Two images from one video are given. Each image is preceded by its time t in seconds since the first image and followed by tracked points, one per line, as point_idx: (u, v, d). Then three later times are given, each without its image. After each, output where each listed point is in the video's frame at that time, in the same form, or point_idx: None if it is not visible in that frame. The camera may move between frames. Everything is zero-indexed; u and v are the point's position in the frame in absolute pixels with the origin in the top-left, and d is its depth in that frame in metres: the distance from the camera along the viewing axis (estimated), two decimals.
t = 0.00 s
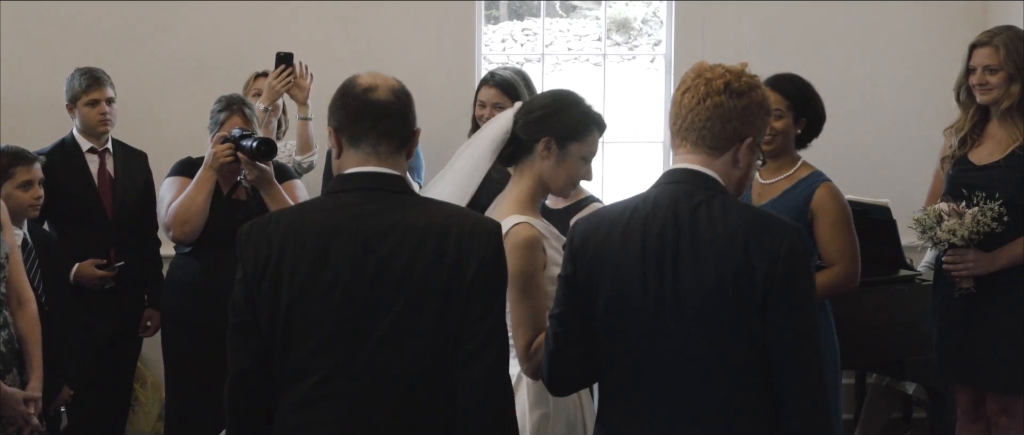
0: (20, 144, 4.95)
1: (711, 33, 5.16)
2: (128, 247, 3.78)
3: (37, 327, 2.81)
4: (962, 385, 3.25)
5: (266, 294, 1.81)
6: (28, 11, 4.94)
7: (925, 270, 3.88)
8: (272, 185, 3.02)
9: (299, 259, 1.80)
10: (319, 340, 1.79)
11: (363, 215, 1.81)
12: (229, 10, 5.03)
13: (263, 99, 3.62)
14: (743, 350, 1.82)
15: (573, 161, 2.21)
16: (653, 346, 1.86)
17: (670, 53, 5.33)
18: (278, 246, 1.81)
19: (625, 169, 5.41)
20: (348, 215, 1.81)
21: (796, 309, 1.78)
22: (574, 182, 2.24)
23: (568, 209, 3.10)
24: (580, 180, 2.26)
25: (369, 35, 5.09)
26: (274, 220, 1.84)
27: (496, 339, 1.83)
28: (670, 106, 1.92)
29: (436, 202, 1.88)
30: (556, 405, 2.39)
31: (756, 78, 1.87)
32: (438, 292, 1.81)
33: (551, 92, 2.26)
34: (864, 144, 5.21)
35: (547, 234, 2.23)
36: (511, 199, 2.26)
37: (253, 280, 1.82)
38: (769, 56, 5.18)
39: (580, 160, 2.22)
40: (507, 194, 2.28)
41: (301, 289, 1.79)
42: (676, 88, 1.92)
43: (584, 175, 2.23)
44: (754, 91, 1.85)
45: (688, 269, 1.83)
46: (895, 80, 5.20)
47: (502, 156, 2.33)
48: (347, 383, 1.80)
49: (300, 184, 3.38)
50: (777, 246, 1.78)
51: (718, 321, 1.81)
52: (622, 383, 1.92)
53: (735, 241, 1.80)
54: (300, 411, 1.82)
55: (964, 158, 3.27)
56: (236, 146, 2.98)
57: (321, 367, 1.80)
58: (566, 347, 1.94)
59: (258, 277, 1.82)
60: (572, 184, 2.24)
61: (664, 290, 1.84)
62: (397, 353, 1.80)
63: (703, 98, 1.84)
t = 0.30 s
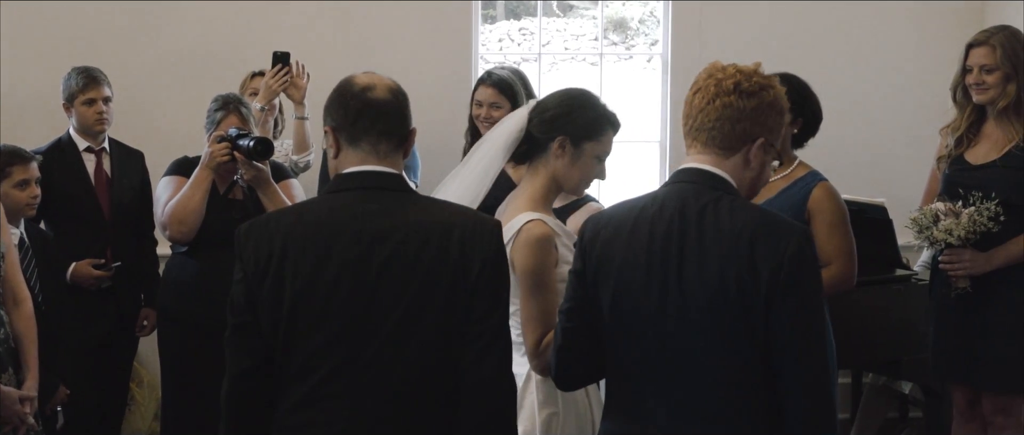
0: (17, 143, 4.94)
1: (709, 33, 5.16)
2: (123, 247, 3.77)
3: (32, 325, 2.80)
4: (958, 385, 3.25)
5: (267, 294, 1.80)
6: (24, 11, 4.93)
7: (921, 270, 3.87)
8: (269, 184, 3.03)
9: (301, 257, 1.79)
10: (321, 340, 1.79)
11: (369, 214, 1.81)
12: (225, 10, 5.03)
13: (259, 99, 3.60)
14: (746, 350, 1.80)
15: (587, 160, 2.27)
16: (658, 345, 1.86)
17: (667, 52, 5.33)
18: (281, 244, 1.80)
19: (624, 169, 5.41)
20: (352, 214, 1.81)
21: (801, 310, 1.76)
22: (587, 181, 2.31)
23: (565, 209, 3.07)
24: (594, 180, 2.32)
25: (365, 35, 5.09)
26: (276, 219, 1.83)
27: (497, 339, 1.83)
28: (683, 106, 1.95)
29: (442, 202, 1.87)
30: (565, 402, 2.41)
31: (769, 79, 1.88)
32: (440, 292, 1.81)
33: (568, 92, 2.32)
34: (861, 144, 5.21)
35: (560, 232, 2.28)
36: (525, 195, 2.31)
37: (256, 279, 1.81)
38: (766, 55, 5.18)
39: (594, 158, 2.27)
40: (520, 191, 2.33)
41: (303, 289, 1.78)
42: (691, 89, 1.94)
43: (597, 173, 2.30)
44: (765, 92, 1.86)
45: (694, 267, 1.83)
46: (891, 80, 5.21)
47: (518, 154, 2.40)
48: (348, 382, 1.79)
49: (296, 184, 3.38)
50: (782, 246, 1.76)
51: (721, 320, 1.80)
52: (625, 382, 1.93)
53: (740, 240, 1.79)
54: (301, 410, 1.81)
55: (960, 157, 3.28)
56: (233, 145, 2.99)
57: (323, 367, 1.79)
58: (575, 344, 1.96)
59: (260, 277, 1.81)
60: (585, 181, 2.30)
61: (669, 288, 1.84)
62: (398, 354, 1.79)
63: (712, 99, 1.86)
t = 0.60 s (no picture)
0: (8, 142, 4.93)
1: (700, 31, 5.17)
2: (114, 246, 3.76)
3: (22, 326, 2.83)
4: (950, 382, 3.26)
5: (263, 294, 1.77)
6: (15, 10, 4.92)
7: (913, 268, 3.88)
8: (261, 183, 3.03)
9: (298, 257, 1.76)
10: (317, 341, 1.77)
11: (368, 213, 1.79)
12: (216, 8, 5.02)
13: (250, 98, 3.58)
14: (743, 352, 1.78)
15: (594, 158, 2.29)
16: (658, 345, 1.84)
17: (658, 51, 5.33)
18: (276, 245, 1.77)
19: (622, 167, 5.39)
20: (350, 213, 1.79)
21: (800, 313, 1.73)
22: (593, 179, 2.33)
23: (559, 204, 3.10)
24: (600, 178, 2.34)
25: (356, 34, 5.08)
26: (269, 220, 1.79)
27: (491, 338, 1.84)
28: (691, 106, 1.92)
29: (439, 202, 1.87)
30: (567, 401, 2.41)
31: (776, 78, 1.84)
32: (436, 292, 1.80)
33: (574, 89, 2.32)
34: (852, 143, 5.22)
35: (565, 229, 2.29)
36: (531, 191, 2.33)
37: (250, 280, 1.77)
38: (757, 54, 5.18)
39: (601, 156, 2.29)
40: (526, 188, 2.35)
41: (301, 289, 1.76)
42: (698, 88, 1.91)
43: (604, 172, 2.32)
44: (771, 91, 1.82)
45: (694, 269, 1.81)
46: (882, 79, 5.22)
47: (525, 151, 2.42)
48: (345, 381, 1.78)
49: (287, 183, 3.37)
50: (782, 249, 1.74)
51: (721, 322, 1.78)
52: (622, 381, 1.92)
53: (741, 240, 1.77)
54: (296, 410, 1.79)
55: (951, 155, 3.29)
56: (224, 144, 2.98)
57: (319, 367, 1.77)
58: (579, 341, 1.97)
59: (257, 279, 1.77)
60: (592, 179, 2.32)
61: (668, 288, 1.82)
62: (392, 355, 1.78)
63: (716, 100, 1.83)
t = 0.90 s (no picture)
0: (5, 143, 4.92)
1: (697, 32, 5.17)
2: (112, 247, 3.76)
3: (20, 327, 2.85)
4: (946, 384, 3.27)
5: (262, 297, 1.75)
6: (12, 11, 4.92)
7: (910, 269, 3.88)
8: (258, 184, 3.03)
9: (300, 256, 1.75)
10: (316, 345, 1.76)
11: (370, 213, 1.79)
12: (213, 9, 5.02)
13: (248, 98, 3.59)
14: (746, 360, 1.70)
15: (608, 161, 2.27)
16: (658, 349, 1.78)
17: (656, 52, 5.32)
18: (276, 245, 1.76)
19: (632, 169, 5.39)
20: (353, 213, 1.79)
21: (804, 318, 1.64)
22: (606, 182, 2.31)
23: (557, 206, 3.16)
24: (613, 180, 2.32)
25: (354, 35, 5.08)
26: (271, 219, 1.78)
27: (490, 339, 1.85)
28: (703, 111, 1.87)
29: (435, 202, 1.87)
30: (578, 402, 2.42)
31: (788, 83, 1.79)
32: (435, 293, 1.80)
33: (588, 92, 2.30)
34: (849, 144, 5.23)
35: (578, 231, 2.31)
36: (544, 193, 2.32)
37: (250, 281, 1.75)
38: (754, 55, 5.19)
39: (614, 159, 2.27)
40: (539, 190, 2.34)
41: (300, 291, 1.75)
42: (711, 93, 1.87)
43: (617, 175, 2.30)
44: (782, 96, 1.77)
45: (697, 272, 1.74)
46: (880, 81, 5.22)
47: (539, 153, 2.40)
48: (345, 384, 1.77)
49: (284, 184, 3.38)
50: (787, 254, 1.65)
51: (724, 327, 1.71)
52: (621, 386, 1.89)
53: (745, 243, 1.69)
54: (293, 413, 1.79)
55: (948, 156, 3.30)
56: (221, 145, 2.98)
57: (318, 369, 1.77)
58: (593, 340, 1.92)
59: (256, 279, 1.75)
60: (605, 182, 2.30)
61: (671, 292, 1.76)
62: (391, 357, 1.78)
63: (726, 103, 1.78)
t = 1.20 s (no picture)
0: None
1: (685, 31, 5.18)
2: (99, 247, 3.74)
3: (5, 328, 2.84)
4: (932, 381, 3.29)
5: (249, 297, 1.74)
6: None
7: (896, 268, 3.90)
8: (246, 184, 3.02)
9: (287, 254, 1.74)
10: (303, 345, 1.75)
11: (357, 210, 1.78)
12: (199, 9, 5.01)
13: (235, 98, 3.58)
14: (739, 361, 1.69)
15: (611, 164, 2.27)
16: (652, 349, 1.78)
17: (643, 51, 5.32)
18: (263, 246, 1.74)
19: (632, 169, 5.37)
20: (343, 211, 1.77)
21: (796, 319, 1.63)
22: (608, 185, 2.30)
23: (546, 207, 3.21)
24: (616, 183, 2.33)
25: (341, 34, 5.07)
26: (257, 219, 1.77)
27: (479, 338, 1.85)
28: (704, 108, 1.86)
29: (423, 201, 1.87)
30: (579, 403, 2.40)
31: (789, 83, 1.78)
32: (421, 292, 1.80)
33: (592, 95, 2.31)
34: (836, 143, 5.24)
35: (579, 232, 2.29)
36: (545, 194, 2.32)
37: (238, 282, 1.74)
38: (742, 55, 5.20)
39: (617, 162, 2.27)
40: (540, 191, 2.34)
41: (287, 291, 1.74)
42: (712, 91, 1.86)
43: (620, 177, 2.30)
44: (782, 96, 1.76)
45: (689, 272, 1.73)
46: (867, 79, 5.23)
47: (542, 154, 2.39)
48: (333, 385, 1.77)
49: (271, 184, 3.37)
50: (779, 254, 1.64)
51: (716, 329, 1.70)
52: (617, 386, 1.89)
53: (738, 243, 1.68)
54: (281, 413, 1.78)
55: (934, 154, 3.31)
56: (208, 145, 2.96)
57: (306, 370, 1.76)
58: (594, 336, 1.94)
59: (244, 279, 1.74)
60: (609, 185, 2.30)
61: (664, 292, 1.76)
62: (378, 357, 1.78)
63: (725, 103, 1.78)
